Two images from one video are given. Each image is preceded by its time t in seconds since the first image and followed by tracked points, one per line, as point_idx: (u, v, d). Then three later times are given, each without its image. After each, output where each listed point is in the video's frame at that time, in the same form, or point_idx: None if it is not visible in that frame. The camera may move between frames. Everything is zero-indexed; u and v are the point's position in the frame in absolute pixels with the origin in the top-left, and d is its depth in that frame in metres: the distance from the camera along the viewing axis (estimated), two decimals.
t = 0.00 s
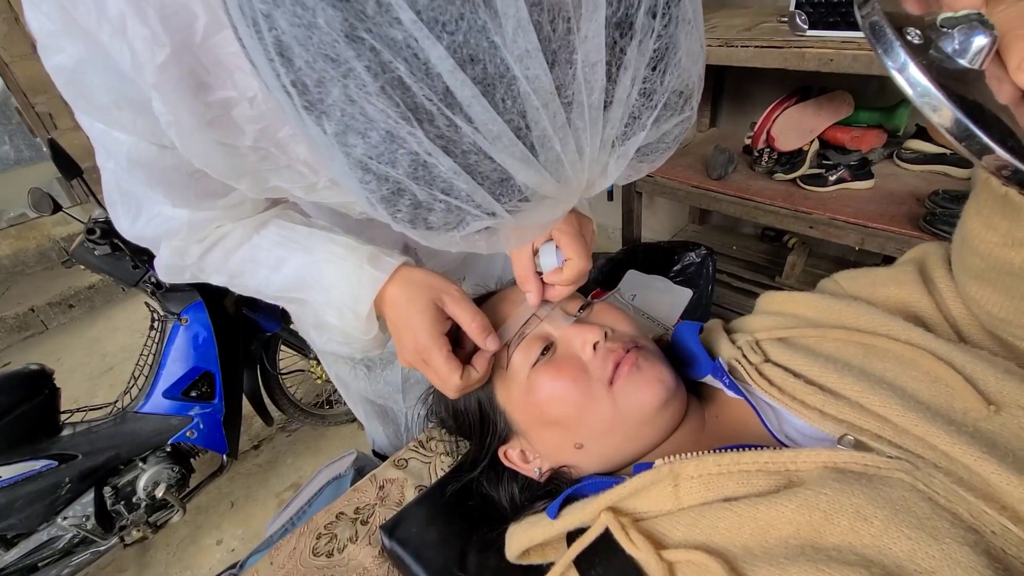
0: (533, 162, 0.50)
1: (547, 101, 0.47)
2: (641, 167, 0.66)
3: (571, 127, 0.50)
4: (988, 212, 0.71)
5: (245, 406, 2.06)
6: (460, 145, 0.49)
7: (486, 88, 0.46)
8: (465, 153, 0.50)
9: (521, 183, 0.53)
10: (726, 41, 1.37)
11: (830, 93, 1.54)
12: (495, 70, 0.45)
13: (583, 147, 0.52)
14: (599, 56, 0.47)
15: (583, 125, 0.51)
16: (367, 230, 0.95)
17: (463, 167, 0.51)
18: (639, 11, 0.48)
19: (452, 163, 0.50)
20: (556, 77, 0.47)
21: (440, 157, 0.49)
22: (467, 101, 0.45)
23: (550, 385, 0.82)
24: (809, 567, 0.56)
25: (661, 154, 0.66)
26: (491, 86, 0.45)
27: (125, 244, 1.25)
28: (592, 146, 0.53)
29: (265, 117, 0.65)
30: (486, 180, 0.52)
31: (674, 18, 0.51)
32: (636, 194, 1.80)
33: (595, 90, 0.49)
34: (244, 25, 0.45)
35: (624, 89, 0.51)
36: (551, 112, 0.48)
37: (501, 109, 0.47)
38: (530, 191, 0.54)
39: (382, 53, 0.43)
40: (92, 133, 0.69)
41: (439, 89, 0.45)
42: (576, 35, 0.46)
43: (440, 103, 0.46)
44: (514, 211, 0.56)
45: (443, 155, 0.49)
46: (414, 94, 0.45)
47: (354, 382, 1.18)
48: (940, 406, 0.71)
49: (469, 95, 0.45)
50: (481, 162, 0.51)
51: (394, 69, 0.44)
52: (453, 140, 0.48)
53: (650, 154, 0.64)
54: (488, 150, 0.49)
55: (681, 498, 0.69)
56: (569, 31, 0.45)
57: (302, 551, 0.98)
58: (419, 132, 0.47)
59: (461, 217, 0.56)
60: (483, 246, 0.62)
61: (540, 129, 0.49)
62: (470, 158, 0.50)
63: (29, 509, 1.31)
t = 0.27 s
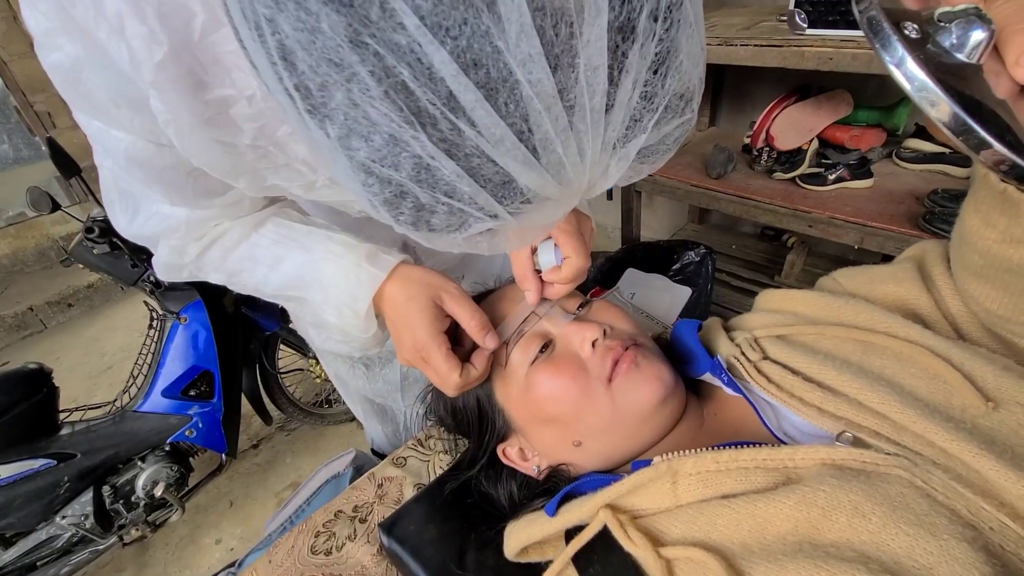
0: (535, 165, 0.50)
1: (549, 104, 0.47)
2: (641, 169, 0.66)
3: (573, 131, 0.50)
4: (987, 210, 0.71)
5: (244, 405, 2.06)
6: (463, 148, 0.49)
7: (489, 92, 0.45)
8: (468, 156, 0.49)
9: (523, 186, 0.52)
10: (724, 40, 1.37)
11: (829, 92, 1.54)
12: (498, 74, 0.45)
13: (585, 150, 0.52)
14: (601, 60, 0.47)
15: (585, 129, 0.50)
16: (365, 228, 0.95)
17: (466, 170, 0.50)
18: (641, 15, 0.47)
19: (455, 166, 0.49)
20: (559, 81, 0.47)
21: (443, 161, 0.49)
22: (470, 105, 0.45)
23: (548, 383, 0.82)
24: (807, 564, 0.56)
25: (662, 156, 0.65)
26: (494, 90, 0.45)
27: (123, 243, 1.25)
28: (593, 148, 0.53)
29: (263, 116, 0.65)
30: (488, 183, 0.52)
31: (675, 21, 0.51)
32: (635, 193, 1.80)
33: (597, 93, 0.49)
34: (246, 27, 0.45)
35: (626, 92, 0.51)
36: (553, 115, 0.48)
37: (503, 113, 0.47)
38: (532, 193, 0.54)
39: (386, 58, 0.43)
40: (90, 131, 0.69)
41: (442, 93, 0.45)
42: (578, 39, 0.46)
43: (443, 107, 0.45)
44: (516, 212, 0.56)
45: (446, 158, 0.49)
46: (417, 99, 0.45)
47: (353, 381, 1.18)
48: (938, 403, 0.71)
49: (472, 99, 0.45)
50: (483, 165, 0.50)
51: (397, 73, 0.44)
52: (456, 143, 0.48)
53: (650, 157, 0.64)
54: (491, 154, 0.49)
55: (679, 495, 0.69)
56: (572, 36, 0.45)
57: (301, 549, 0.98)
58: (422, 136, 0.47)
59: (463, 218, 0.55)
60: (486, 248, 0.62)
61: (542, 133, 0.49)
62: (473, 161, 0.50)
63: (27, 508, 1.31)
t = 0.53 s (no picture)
0: (539, 162, 0.50)
1: (553, 101, 0.47)
2: (643, 167, 0.66)
3: (577, 127, 0.50)
4: (990, 207, 0.70)
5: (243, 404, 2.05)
6: (466, 145, 0.48)
7: (492, 88, 0.45)
8: (471, 153, 0.49)
9: (526, 183, 0.52)
10: (725, 38, 1.37)
11: (830, 91, 1.54)
12: (501, 70, 0.44)
13: (588, 147, 0.52)
14: (605, 56, 0.47)
15: (588, 126, 0.50)
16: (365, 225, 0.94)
17: (469, 167, 0.50)
18: (645, 10, 0.47)
19: (458, 163, 0.49)
20: (563, 78, 0.46)
21: (447, 158, 0.49)
22: (473, 101, 0.45)
23: (548, 380, 0.82)
24: (808, 562, 0.56)
25: (665, 153, 0.65)
26: (498, 87, 0.45)
27: (123, 241, 1.25)
28: (597, 145, 0.52)
29: (263, 112, 0.64)
30: (492, 180, 0.51)
31: (680, 18, 0.50)
32: (635, 192, 1.80)
33: (600, 90, 0.48)
34: (247, 24, 0.44)
35: (629, 89, 0.50)
36: (557, 112, 0.47)
37: (507, 109, 0.46)
38: (536, 190, 0.53)
39: (389, 54, 0.43)
40: (89, 127, 0.69)
41: (445, 90, 0.44)
42: (583, 35, 0.45)
43: (447, 103, 0.45)
44: (520, 210, 0.55)
45: (449, 155, 0.48)
46: (420, 95, 0.45)
47: (352, 379, 1.18)
48: (940, 400, 0.71)
49: (476, 96, 0.45)
50: (487, 162, 0.50)
51: (400, 70, 0.43)
52: (459, 140, 0.48)
53: (653, 154, 0.64)
54: (495, 151, 0.48)
55: (680, 493, 0.68)
56: (576, 32, 0.45)
57: (300, 547, 0.97)
58: (425, 133, 0.47)
59: (466, 217, 0.55)
60: (488, 246, 0.62)
61: (546, 130, 0.48)
62: (476, 158, 0.49)
63: (26, 506, 1.31)
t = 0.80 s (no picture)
0: (546, 165, 0.50)
1: (561, 105, 0.47)
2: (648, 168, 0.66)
3: (584, 130, 0.50)
4: (992, 207, 0.70)
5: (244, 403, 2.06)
6: (475, 148, 0.48)
7: (501, 92, 0.45)
8: (480, 156, 0.49)
9: (533, 185, 0.52)
10: (727, 39, 1.37)
11: (831, 92, 1.54)
12: (510, 75, 0.44)
13: (594, 149, 0.52)
14: (613, 60, 0.46)
15: (595, 129, 0.50)
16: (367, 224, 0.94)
17: (477, 170, 0.50)
18: (652, 15, 0.47)
19: (467, 166, 0.49)
20: (570, 82, 0.46)
21: (455, 161, 0.49)
22: (482, 106, 0.45)
23: (550, 379, 0.82)
24: (810, 560, 0.56)
25: (670, 154, 0.65)
26: (506, 91, 0.45)
27: (124, 240, 1.25)
28: (603, 148, 0.52)
29: (267, 112, 0.65)
30: (499, 182, 0.52)
31: (687, 21, 0.50)
32: (636, 192, 1.80)
33: (608, 94, 0.49)
34: (258, 27, 0.45)
35: (636, 93, 0.51)
36: (564, 116, 0.48)
37: (515, 113, 0.47)
38: (543, 192, 0.53)
39: (399, 59, 0.43)
40: (93, 125, 0.69)
41: (454, 93, 0.45)
42: (590, 40, 0.45)
43: (456, 107, 0.45)
44: (526, 212, 0.56)
45: (458, 158, 0.49)
46: (430, 99, 0.45)
47: (353, 378, 1.18)
48: (942, 400, 0.71)
49: (485, 100, 0.45)
50: (495, 165, 0.50)
51: (410, 74, 0.44)
52: (468, 143, 0.48)
53: (657, 156, 0.64)
54: (503, 154, 0.48)
55: (682, 491, 0.69)
56: (584, 36, 0.45)
57: (302, 545, 0.98)
58: (434, 137, 0.47)
59: (475, 218, 0.55)
60: (494, 246, 0.62)
61: (554, 133, 0.48)
62: (484, 161, 0.49)
63: (27, 504, 1.31)
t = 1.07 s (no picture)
0: (550, 163, 0.50)
1: (566, 103, 0.47)
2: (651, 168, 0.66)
3: (588, 129, 0.50)
4: (999, 204, 0.70)
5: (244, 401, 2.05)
6: (480, 146, 0.48)
7: (506, 91, 0.45)
8: (484, 154, 0.49)
9: (538, 183, 0.52)
10: (729, 38, 1.37)
11: (833, 92, 1.54)
12: (516, 73, 0.44)
13: (599, 148, 0.52)
14: (618, 59, 0.46)
15: (600, 127, 0.50)
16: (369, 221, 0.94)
17: (482, 168, 0.50)
18: (658, 14, 0.47)
19: (471, 164, 0.49)
20: (576, 80, 0.46)
21: (460, 159, 0.48)
22: (488, 104, 0.45)
23: (552, 376, 0.82)
24: (814, 557, 0.56)
25: (674, 153, 0.64)
26: (512, 89, 0.45)
27: (125, 238, 1.25)
28: (607, 146, 0.52)
29: (270, 108, 0.64)
30: (504, 180, 0.51)
31: (692, 21, 0.50)
32: (637, 191, 1.80)
33: (613, 92, 0.48)
34: (263, 23, 0.44)
35: (641, 92, 0.50)
36: (569, 114, 0.47)
37: (520, 111, 0.46)
38: (547, 190, 0.53)
39: (406, 56, 0.43)
40: (95, 120, 0.69)
41: (460, 91, 0.44)
42: (596, 38, 0.45)
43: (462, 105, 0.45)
44: (530, 210, 0.55)
45: (463, 156, 0.48)
46: (435, 97, 0.45)
47: (353, 376, 1.18)
48: (946, 398, 0.71)
49: (490, 98, 0.45)
50: (499, 163, 0.50)
51: (416, 72, 0.44)
52: (473, 141, 0.48)
53: (660, 155, 0.63)
54: (508, 151, 0.48)
55: (684, 488, 0.68)
56: (590, 35, 0.45)
57: (302, 542, 0.97)
58: (440, 134, 0.47)
59: (478, 216, 0.54)
60: (497, 244, 0.62)
61: (558, 131, 0.48)
62: (489, 158, 0.49)
63: (26, 501, 1.31)
